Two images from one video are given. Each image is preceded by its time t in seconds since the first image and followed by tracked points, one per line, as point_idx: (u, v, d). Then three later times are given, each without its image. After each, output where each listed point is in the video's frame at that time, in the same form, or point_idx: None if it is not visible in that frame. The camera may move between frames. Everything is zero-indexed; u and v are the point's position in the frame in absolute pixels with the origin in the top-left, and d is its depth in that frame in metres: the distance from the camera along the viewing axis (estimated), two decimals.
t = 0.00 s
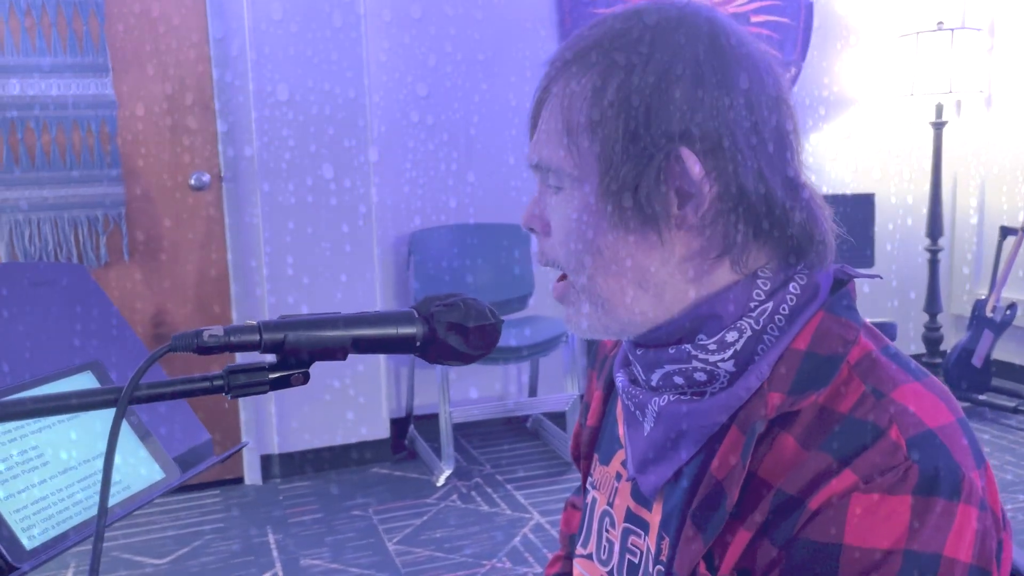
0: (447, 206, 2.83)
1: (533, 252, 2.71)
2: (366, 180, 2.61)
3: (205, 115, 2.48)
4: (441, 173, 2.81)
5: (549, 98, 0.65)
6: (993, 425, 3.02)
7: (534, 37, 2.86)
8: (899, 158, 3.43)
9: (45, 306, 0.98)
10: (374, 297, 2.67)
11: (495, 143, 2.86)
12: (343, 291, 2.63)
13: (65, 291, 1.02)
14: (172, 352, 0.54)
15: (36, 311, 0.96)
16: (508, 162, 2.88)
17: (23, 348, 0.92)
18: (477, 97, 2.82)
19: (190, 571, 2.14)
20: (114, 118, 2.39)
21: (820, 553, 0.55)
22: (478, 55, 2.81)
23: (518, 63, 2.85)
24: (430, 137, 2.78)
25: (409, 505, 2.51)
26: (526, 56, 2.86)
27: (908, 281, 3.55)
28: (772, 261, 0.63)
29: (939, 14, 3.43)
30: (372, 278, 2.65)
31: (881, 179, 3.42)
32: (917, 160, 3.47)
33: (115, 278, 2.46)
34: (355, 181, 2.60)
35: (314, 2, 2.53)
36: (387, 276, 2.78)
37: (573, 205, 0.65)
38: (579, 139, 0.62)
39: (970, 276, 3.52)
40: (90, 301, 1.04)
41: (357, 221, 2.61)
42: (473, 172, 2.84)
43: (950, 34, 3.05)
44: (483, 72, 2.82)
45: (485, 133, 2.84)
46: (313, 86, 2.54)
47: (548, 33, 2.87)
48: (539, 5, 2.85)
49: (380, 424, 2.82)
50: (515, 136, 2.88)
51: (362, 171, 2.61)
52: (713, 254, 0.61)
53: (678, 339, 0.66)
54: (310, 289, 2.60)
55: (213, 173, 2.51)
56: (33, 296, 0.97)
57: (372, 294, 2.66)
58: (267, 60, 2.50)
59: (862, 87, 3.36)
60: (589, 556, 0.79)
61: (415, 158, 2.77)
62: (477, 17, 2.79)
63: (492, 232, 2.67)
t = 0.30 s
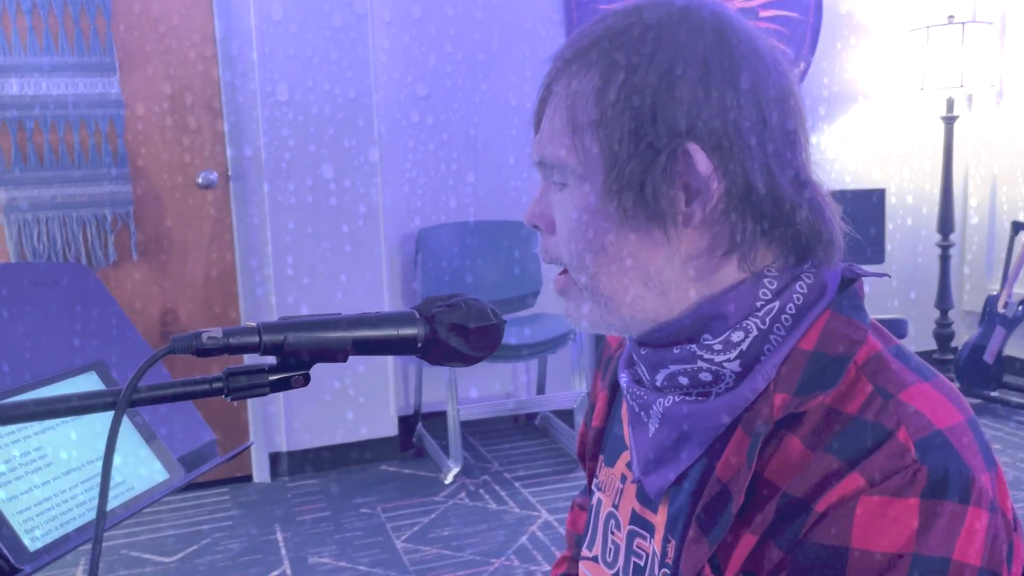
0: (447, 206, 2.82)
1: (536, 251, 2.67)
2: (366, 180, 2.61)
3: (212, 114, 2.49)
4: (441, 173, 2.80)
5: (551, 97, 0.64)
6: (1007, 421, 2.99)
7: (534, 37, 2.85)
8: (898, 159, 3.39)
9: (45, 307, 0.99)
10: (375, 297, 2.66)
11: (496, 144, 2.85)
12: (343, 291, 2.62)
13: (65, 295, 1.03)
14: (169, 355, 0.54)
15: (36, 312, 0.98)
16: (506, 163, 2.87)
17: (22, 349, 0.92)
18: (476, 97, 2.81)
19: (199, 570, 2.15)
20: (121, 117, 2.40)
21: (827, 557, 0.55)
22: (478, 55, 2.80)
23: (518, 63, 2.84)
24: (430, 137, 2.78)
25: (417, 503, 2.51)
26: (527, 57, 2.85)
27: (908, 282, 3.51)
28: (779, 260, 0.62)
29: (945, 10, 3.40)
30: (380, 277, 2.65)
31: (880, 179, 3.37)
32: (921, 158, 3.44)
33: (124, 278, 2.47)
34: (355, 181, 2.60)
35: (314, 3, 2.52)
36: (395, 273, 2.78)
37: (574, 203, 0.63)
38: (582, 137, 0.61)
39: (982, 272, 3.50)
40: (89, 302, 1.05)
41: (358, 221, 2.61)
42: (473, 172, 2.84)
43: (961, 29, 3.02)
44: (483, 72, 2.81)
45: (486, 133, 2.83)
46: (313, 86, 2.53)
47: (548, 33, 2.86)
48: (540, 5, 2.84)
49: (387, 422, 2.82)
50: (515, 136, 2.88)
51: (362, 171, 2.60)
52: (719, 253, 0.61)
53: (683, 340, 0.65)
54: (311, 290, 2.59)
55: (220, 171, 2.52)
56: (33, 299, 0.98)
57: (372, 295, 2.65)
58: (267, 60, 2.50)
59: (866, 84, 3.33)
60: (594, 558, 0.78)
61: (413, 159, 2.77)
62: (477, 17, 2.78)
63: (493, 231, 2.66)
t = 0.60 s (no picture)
0: (447, 206, 2.82)
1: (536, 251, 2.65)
2: (366, 180, 2.59)
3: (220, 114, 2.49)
4: (440, 173, 2.79)
5: (549, 100, 0.61)
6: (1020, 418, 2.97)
7: (534, 37, 2.83)
8: (899, 158, 3.35)
9: (44, 308, 1.00)
10: (374, 301, 2.66)
11: (498, 144, 2.84)
12: (343, 291, 2.61)
13: (63, 295, 1.05)
14: (156, 370, 0.54)
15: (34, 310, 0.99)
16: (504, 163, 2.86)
17: (22, 350, 0.92)
18: (475, 98, 2.80)
19: (207, 569, 2.15)
20: (129, 117, 2.40)
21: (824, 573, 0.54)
22: (478, 55, 2.79)
23: (519, 63, 2.82)
24: (430, 136, 2.77)
25: (425, 503, 2.51)
26: (527, 57, 2.83)
27: (905, 282, 3.45)
28: (777, 269, 0.61)
29: (956, 4, 3.36)
30: (388, 276, 2.65)
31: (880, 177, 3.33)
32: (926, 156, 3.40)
33: (132, 278, 2.48)
34: (355, 181, 2.59)
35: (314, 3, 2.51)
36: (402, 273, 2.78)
37: (574, 206, 0.61)
38: (579, 143, 0.59)
39: (995, 267, 3.46)
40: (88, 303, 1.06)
41: (358, 221, 2.59)
42: (473, 172, 2.83)
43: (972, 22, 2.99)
44: (483, 72, 2.79)
45: (486, 133, 2.82)
46: (312, 86, 2.52)
47: (548, 33, 2.84)
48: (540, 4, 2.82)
49: (396, 420, 2.83)
50: (515, 136, 2.86)
51: (362, 171, 2.59)
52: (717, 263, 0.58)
53: (679, 350, 0.65)
54: (311, 290, 2.58)
55: (227, 171, 2.52)
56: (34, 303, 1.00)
57: (372, 296, 2.64)
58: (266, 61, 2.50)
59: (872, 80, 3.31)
60: (593, 568, 0.77)
61: (413, 158, 2.77)
62: (477, 17, 2.77)
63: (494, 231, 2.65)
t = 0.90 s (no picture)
0: (447, 205, 2.82)
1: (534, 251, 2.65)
2: (366, 180, 2.60)
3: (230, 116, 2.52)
4: (441, 173, 2.80)
5: (529, 115, 0.60)
6: None
7: (534, 37, 2.82)
8: (900, 157, 3.33)
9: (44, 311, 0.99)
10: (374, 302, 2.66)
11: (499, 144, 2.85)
12: (344, 292, 2.61)
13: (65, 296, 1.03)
14: (128, 394, 0.55)
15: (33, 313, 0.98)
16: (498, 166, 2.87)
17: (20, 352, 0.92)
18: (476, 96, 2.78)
19: (213, 569, 2.17)
20: (135, 120, 2.42)
21: None
22: (478, 55, 2.78)
23: (519, 63, 2.82)
24: (431, 137, 2.78)
25: (430, 503, 2.52)
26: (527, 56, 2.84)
27: (908, 279, 3.43)
28: (754, 284, 0.61)
29: None
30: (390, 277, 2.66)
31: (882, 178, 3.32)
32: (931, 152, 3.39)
33: (138, 279, 2.49)
34: (355, 181, 2.59)
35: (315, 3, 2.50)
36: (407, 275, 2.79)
37: (550, 225, 0.60)
38: (555, 161, 0.58)
39: (1006, 265, 3.43)
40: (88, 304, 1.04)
41: (358, 221, 2.60)
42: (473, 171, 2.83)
43: (983, 17, 2.95)
44: (483, 72, 2.79)
45: (486, 132, 2.82)
46: (313, 86, 2.52)
47: (549, 32, 2.83)
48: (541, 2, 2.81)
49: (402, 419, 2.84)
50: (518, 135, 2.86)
51: (362, 171, 2.59)
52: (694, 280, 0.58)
53: (659, 364, 0.64)
54: (312, 289, 2.59)
55: (233, 173, 2.54)
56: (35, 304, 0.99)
57: (372, 296, 2.65)
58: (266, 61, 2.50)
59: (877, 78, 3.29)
60: None
61: (412, 158, 2.78)
62: (477, 17, 2.77)
63: (493, 231, 2.65)
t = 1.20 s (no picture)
0: (447, 206, 2.85)
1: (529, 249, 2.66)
2: (367, 180, 2.62)
3: (234, 116, 2.52)
4: (441, 173, 2.83)
5: (490, 142, 0.61)
6: None
7: (535, 37, 2.86)
8: (898, 157, 3.37)
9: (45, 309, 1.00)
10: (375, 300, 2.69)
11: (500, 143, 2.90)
12: (344, 292, 2.64)
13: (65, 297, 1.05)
14: (102, 408, 0.57)
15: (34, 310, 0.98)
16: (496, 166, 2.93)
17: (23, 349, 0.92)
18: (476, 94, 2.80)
19: (221, 566, 2.19)
20: (144, 120, 2.43)
21: None
22: (478, 55, 2.81)
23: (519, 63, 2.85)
24: (430, 137, 2.81)
25: (436, 500, 2.54)
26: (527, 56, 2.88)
27: (908, 278, 3.44)
28: (723, 296, 0.61)
29: None
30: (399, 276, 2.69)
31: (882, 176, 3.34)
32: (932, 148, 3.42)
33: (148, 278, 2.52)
34: (355, 181, 2.61)
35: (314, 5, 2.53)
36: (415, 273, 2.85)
37: (517, 249, 0.61)
38: (518, 186, 0.59)
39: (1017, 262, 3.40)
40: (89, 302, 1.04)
41: (358, 221, 2.62)
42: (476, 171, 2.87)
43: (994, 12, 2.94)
44: (483, 72, 2.82)
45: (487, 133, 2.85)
46: (313, 86, 2.54)
47: (549, 33, 2.87)
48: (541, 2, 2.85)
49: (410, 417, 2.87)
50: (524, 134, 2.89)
51: (362, 171, 2.61)
52: (659, 297, 0.59)
53: (631, 376, 0.64)
54: (311, 288, 2.62)
55: (241, 173, 2.55)
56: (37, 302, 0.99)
57: (372, 296, 2.67)
58: (267, 61, 2.53)
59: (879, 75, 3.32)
60: None
61: (413, 158, 2.81)
62: (477, 17, 2.79)
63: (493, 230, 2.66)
